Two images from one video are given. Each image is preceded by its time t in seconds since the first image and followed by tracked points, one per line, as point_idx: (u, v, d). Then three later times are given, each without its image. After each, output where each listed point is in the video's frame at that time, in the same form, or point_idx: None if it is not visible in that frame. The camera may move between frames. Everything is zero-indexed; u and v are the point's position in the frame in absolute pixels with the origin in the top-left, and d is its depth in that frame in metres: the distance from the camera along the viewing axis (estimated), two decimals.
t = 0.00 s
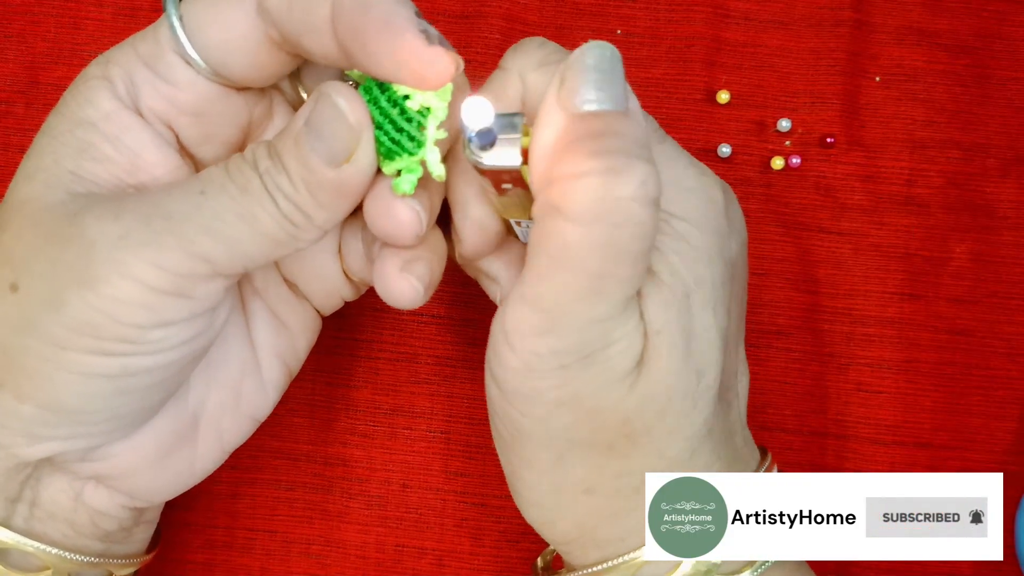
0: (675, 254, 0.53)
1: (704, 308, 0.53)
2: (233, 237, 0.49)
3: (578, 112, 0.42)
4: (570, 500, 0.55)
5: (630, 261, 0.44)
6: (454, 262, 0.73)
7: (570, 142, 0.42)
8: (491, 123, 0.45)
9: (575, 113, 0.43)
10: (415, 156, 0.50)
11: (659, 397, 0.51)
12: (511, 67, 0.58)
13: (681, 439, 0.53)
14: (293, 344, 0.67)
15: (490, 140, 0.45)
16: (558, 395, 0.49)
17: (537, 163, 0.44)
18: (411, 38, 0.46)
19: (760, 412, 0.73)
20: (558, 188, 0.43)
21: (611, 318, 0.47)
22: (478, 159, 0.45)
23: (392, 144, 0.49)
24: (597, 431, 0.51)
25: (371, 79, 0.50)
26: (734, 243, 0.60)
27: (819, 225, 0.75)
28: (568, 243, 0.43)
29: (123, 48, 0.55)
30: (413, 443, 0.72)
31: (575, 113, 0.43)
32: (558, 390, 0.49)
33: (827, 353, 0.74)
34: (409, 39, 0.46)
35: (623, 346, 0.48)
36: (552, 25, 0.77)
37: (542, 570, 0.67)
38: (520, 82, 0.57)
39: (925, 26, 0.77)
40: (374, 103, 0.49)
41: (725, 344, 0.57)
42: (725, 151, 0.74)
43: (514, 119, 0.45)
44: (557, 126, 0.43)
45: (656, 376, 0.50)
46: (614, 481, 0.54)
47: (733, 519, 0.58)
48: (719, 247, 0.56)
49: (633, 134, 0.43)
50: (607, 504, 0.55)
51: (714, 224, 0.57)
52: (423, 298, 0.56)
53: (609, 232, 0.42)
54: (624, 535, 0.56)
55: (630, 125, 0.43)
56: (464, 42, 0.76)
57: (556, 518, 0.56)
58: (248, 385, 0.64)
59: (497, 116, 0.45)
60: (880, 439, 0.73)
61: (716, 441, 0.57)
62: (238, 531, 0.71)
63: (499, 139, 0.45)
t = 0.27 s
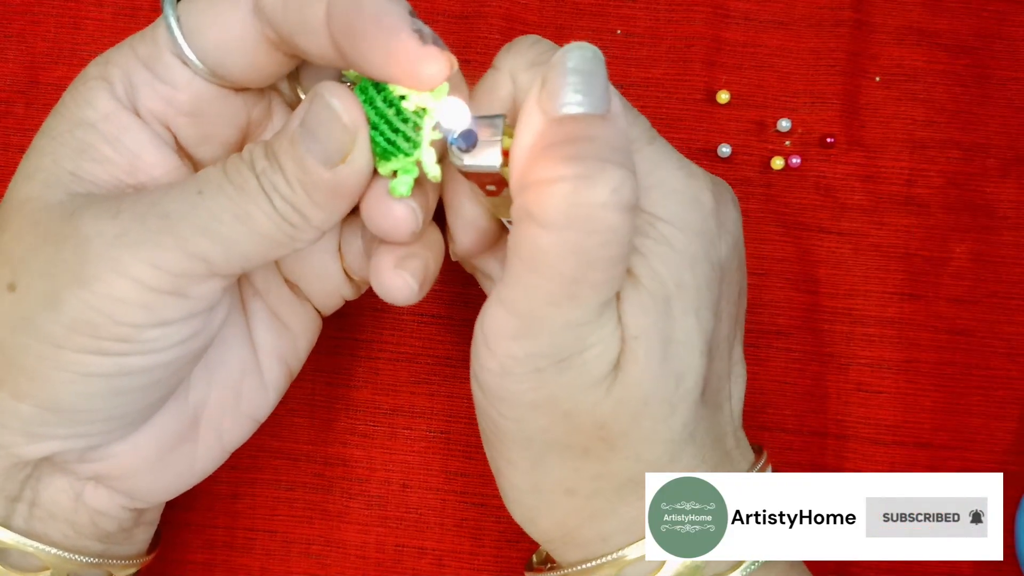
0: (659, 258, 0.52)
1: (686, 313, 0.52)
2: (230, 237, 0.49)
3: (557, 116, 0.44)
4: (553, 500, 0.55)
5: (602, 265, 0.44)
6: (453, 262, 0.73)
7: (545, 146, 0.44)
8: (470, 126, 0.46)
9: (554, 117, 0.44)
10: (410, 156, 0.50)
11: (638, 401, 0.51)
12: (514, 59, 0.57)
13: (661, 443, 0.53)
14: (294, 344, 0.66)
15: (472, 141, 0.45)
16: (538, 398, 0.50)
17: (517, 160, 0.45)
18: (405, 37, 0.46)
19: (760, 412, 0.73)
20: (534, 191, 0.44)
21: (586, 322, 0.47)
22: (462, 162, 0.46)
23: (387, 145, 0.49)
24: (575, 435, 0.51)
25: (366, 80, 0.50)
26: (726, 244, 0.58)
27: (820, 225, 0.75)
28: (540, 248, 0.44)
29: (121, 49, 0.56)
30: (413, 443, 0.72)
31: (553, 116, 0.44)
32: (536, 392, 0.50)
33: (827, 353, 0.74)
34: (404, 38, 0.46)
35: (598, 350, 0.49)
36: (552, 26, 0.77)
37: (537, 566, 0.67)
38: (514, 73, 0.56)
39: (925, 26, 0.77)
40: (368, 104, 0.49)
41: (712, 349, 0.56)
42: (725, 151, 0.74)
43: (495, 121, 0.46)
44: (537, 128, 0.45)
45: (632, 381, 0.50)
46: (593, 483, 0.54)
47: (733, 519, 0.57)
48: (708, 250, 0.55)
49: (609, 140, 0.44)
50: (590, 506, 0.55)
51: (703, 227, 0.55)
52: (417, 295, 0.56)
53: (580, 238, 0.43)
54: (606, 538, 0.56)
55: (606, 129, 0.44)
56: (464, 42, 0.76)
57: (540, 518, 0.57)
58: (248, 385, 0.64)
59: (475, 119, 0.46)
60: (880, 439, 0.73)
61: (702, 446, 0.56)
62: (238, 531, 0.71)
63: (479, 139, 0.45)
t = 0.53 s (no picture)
0: (659, 258, 0.52)
1: (685, 313, 0.52)
2: (233, 237, 0.49)
3: (553, 117, 0.44)
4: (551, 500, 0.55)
5: (600, 265, 0.45)
6: (454, 262, 0.73)
7: (543, 145, 0.44)
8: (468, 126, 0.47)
9: (551, 118, 0.44)
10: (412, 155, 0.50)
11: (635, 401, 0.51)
12: (524, 56, 0.58)
13: (658, 443, 0.53)
14: (295, 343, 0.67)
15: (472, 143, 0.46)
16: (536, 399, 0.50)
17: (516, 157, 0.45)
18: (408, 38, 0.46)
19: (760, 412, 0.73)
20: (532, 193, 0.44)
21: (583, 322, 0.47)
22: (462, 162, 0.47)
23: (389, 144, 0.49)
24: (572, 435, 0.51)
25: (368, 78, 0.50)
26: (726, 244, 0.58)
27: (820, 225, 0.75)
28: (538, 249, 0.44)
29: (123, 49, 0.55)
30: (414, 443, 0.72)
31: (551, 117, 0.44)
32: (534, 393, 0.50)
33: (827, 353, 0.74)
34: (406, 39, 0.46)
35: (598, 350, 0.49)
36: (552, 26, 0.77)
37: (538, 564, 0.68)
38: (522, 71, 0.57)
39: (925, 26, 0.77)
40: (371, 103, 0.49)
41: (710, 350, 0.56)
42: (725, 151, 0.75)
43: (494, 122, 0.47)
44: (535, 127, 0.44)
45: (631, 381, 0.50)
46: (591, 483, 0.54)
47: (733, 519, 0.57)
48: (706, 249, 0.55)
49: (607, 139, 0.44)
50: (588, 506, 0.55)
51: (702, 226, 0.55)
52: (418, 294, 0.56)
53: (579, 238, 0.43)
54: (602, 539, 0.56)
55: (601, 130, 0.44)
56: (464, 42, 0.76)
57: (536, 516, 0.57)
58: (249, 385, 0.64)
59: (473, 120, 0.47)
60: (880, 439, 0.73)
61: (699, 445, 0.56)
62: (238, 531, 0.71)
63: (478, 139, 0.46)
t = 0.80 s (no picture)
0: (641, 240, 0.52)
1: (667, 296, 0.52)
2: (221, 232, 0.49)
3: (531, 93, 0.41)
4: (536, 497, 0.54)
5: (584, 247, 0.44)
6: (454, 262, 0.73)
7: (522, 123, 0.42)
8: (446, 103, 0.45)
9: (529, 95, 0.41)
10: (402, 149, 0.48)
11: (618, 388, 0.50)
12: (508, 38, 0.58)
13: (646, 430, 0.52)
14: (293, 341, 0.66)
15: (446, 122, 0.45)
16: (519, 389, 0.49)
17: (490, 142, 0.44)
18: (371, 26, 0.46)
19: (760, 412, 0.73)
20: (512, 173, 0.42)
21: (570, 305, 0.46)
22: (436, 140, 0.46)
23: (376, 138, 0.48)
24: (562, 425, 0.50)
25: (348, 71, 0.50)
26: (706, 232, 0.58)
27: (820, 225, 0.75)
28: (519, 231, 0.43)
29: (108, 49, 0.56)
30: (414, 442, 0.72)
31: (527, 94, 0.41)
32: (518, 380, 0.48)
33: (828, 353, 0.74)
34: (370, 27, 0.46)
35: (588, 332, 0.48)
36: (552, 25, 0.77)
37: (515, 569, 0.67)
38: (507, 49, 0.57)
39: (924, 26, 0.77)
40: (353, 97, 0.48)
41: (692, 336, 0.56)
42: (724, 151, 0.75)
43: (471, 102, 0.45)
44: (509, 108, 0.42)
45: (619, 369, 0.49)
46: (579, 476, 0.52)
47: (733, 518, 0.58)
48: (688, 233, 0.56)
49: (585, 116, 0.42)
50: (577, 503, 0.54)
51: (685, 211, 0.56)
52: (407, 286, 0.56)
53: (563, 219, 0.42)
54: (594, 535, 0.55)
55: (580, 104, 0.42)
56: (464, 41, 0.76)
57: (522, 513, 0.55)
58: (247, 382, 0.64)
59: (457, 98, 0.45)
60: (880, 439, 0.73)
61: (684, 435, 0.55)
62: (238, 531, 0.71)
63: (456, 120, 0.45)
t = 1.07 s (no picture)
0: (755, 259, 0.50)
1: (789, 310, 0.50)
2: (235, 242, 0.50)
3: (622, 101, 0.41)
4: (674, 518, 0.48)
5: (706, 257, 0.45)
6: (454, 262, 0.73)
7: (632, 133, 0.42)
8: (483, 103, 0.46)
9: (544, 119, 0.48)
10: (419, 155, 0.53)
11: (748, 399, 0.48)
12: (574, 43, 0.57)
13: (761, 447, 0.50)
14: (259, 305, 0.68)
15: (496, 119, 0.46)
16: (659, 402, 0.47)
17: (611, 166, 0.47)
18: None
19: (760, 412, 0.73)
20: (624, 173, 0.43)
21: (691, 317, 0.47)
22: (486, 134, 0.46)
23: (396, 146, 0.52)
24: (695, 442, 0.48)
25: (363, 65, 0.49)
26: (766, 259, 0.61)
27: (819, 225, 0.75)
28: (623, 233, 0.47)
29: (55, 36, 0.54)
30: (414, 442, 0.72)
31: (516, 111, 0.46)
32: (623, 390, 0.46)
33: (827, 352, 0.74)
34: None
35: (752, 347, 0.48)
36: (553, 25, 0.77)
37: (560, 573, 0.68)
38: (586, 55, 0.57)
39: (924, 26, 0.77)
40: (377, 103, 0.50)
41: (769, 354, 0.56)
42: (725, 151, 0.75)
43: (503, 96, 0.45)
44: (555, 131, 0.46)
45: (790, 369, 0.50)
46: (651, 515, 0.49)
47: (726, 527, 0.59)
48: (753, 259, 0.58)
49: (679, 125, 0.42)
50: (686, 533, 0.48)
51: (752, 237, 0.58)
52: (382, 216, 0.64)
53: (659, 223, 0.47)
54: None
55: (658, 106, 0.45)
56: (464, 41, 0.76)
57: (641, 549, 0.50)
58: (227, 355, 0.66)
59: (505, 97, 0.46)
60: (880, 439, 0.73)
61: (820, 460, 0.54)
62: (239, 531, 0.71)
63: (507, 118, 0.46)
